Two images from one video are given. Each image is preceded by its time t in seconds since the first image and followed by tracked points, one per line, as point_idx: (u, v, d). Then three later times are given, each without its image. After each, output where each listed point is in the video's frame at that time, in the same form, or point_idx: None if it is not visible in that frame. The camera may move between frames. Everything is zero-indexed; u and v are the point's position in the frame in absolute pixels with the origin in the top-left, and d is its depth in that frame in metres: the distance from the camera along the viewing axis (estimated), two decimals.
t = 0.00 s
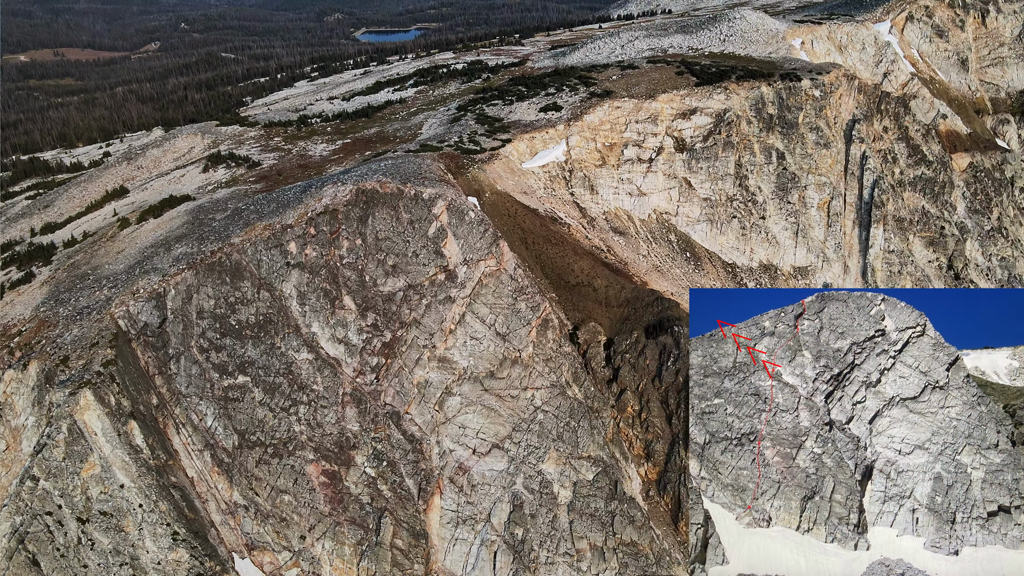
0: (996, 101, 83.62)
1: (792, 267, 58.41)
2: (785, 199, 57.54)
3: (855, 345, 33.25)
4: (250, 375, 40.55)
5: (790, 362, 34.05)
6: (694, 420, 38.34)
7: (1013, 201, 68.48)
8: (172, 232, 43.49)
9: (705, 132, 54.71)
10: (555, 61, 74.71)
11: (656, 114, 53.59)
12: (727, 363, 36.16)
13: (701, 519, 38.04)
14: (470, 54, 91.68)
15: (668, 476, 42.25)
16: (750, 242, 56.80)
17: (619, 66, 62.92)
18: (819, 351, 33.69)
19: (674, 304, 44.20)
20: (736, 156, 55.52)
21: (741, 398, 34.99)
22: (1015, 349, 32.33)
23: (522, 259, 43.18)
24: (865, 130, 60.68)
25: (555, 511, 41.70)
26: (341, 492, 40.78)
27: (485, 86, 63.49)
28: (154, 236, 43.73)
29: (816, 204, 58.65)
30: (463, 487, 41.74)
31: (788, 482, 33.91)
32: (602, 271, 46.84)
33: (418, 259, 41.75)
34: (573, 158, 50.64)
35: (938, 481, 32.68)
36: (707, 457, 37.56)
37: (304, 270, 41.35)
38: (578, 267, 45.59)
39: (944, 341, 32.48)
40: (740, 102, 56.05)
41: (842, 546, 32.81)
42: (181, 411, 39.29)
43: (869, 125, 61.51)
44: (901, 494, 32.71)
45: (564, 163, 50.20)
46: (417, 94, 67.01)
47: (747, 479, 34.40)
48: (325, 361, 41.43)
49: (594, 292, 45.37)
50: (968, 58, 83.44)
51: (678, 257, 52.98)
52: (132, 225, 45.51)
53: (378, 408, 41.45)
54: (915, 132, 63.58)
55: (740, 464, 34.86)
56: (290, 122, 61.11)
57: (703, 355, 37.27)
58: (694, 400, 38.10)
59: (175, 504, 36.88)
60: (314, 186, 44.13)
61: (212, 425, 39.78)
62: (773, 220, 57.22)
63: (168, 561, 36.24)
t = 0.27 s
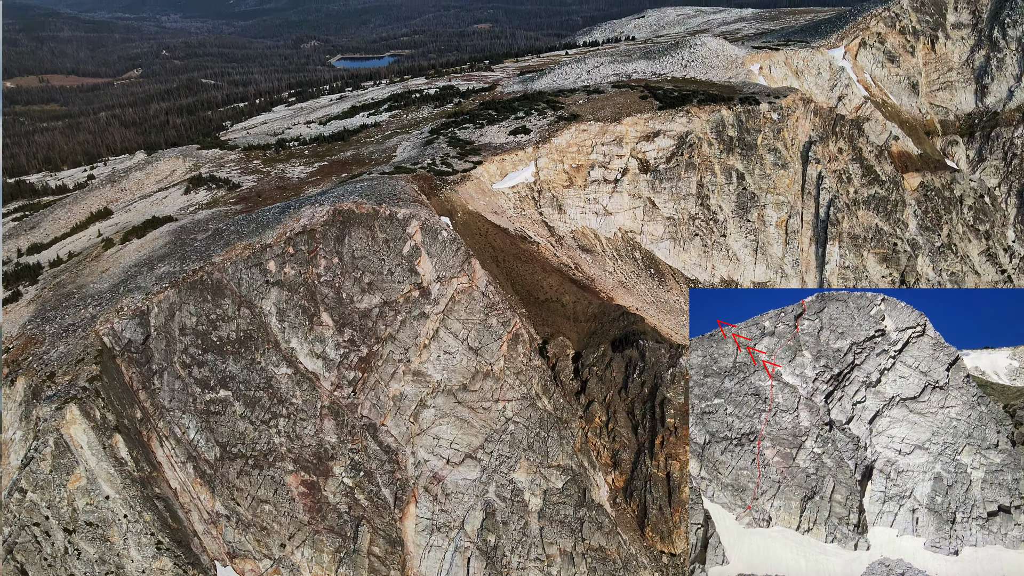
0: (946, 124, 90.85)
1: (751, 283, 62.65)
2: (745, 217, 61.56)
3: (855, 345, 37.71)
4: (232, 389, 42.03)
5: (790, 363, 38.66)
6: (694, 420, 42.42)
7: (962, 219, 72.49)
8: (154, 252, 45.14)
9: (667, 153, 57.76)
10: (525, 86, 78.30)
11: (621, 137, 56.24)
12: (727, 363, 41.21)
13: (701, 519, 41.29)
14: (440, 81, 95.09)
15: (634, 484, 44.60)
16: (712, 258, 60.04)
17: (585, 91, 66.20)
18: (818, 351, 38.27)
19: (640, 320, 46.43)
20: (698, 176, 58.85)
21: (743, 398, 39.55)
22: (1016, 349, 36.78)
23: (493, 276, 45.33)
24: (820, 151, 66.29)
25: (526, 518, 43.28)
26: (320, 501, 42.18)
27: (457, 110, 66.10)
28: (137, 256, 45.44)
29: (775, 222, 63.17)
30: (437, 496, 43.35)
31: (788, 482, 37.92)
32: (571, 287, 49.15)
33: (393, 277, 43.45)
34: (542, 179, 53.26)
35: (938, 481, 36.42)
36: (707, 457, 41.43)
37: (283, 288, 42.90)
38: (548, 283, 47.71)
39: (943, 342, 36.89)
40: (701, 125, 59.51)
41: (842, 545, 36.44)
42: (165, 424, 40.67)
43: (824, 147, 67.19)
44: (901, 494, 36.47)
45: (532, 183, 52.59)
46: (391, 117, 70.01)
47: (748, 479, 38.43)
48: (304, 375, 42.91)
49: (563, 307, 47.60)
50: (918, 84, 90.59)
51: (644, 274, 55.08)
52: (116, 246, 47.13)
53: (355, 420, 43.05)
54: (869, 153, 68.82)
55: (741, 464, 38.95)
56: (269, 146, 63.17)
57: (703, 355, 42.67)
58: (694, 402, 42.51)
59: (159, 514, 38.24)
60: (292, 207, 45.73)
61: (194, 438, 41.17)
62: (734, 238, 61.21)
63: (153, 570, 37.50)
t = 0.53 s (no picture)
0: (901, 144, 94.42)
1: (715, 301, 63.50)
2: (708, 235, 63.56)
3: (854, 345, 34.93)
4: (209, 405, 42.24)
5: (790, 362, 35.62)
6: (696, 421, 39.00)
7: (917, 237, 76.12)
8: (132, 271, 46.13)
9: (633, 173, 59.91)
10: (494, 109, 81.35)
11: (587, 157, 58.47)
12: (727, 363, 37.09)
13: (700, 519, 38.58)
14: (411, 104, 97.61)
15: (602, 494, 45.97)
16: (675, 275, 61.09)
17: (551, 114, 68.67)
18: (818, 351, 35.38)
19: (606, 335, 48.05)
20: (662, 195, 60.57)
21: (742, 398, 36.33)
22: (1016, 349, 33.01)
23: (463, 292, 47.04)
24: (780, 171, 68.70)
25: (497, 528, 44.56)
26: (296, 513, 42.66)
27: (428, 133, 68.51)
28: (116, 276, 46.49)
29: (737, 239, 65.13)
30: (410, 507, 44.55)
31: (788, 482, 35.18)
32: (539, 303, 51.18)
33: (366, 294, 44.94)
34: (511, 200, 55.88)
35: (938, 481, 33.71)
36: (707, 457, 37.93)
37: (259, 306, 44.02)
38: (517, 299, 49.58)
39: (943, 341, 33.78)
40: (665, 145, 61.45)
41: (842, 546, 33.58)
42: (143, 439, 40.23)
43: (784, 166, 69.66)
44: (901, 494, 33.72)
45: (501, 204, 55.27)
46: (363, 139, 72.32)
47: (748, 479, 35.40)
48: (279, 391, 43.87)
49: (531, 323, 49.53)
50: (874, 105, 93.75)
51: (609, 290, 57.27)
52: (95, 265, 48.19)
53: (330, 434, 44.07)
54: (827, 172, 71.71)
55: (740, 464, 35.85)
56: (243, 167, 64.23)
57: (703, 355, 38.01)
58: (694, 401, 38.85)
59: (139, 527, 37.24)
60: (268, 226, 47.00)
61: (173, 452, 40.93)
62: (698, 255, 62.75)
63: None
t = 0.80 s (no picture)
0: (861, 163, 96.28)
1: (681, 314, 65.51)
2: (673, 251, 66.22)
3: (854, 345, 32.10)
4: (183, 422, 42.55)
5: (790, 363, 32.67)
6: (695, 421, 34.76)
7: (876, 253, 82.50)
8: (107, 290, 46.86)
9: (599, 192, 62.87)
10: (463, 129, 83.33)
11: (553, 177, 61.39)
12: (727, 362, 33.60)
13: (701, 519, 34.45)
14: (382, 124, 99.67)
15: (571, 506, 47.24)
16: (641, 291, 64.03)
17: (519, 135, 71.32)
18: (818, 351, 32.48)
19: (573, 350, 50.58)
20: (628, 214, 63.63)
21: (741, 398, 33.29)
22: (1016, 349, 29.83)
23: (434, 311, 48.80)
24: (743, 189, 73.56)
25: (468, 540, 45.60)
26: (269, 527, 43.16)
27: (398, 153, 71.22)
28: (90, 294, 47.11)
29: (701, 256, 67.92)
30: (382, 520, 45.13)
31: (787, 482, 32.30)
32: (508, 319, 53.58)
33: (338, 311, 45.67)
34: (479, 219, 58.01)
35: (937, 481, 31.01)
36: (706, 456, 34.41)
37: (232, 324, 44.37)
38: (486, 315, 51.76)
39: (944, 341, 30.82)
40: (630, 165, 64.76)
41: (843, 546, 30.81)
42: (118, 455, 40.84)
43: (746, 184, 75.13)
44: (901, 494, 31.02)
45: (471, 222, 57.48)
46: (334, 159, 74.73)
47: (747, 479, 32.40)
48: (253, 407, 44.03)
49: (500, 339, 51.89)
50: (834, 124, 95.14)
51: (577, 307, 60.12)
52: (69, 284, 48.91)
53: (303, 449, 44.32)
54: (788, 190, 78.21)
55: (740, 464, 32.83)
56: (215, 188, 66.04)
57: (703, 355, 34.11)
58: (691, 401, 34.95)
59: (114, 542, 37.97)
60: (241, 246, 47.71)
61: (147, 469, 41.44)
62: (662, 272, 65.55)
63: None
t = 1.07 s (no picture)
0: (824, 180, 98.44)
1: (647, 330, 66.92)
2: (640, 268, 67.11)
3: (854, 345, 32.53)
4: (154, 440, 41.57)
5: (790, 362, 33.43)
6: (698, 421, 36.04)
7: (839, 268, 88.03)
8: (77, 308, 46.96)
9: (566, 211, 64.31)
10: (431, 147, 84.29)
11: (523, 196, 62.57)
12: (727, 363, 34.82)
13: (700, 519, 35.45)
14: (351, 143, 100.70)
15: (540, 521, 49.96)
16: (609, 308, 65.67)
17: (487, 155, 72.98)
18: (818, 351, 33.15)
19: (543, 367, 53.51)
20: (594, 232, 64.95)
21: (741, 399, 34.35)
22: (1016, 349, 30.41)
23: (405, 328, 50.74)
24: (709, 207, 74.98)
25: (439, 555, 46.89)
26: (241, 544, 42.78)
27: (369, 172, 73.20)
28: (60, 313, 47.12)
29: (667, 273, 68.40)
30: (354, 536, 45.48)
31: (787, 482, 33.02)
32: (478, 337, 55.89)
33: (309, 330, 46.03)
34: (449, 237, 59.54)
35: (937, 481, 31.27)
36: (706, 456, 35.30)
37: (203, 341, 43.92)
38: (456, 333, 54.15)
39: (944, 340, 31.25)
40: (597, 183, 65.90)
41: (842, 545, 31.42)
42: (89, 474, 39.57)
43: (712, 202, 76.73)
44: (901, 494, 31.45)
45: (440, 241, 59.04)
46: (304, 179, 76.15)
47: (747, 479, 33.19)
48: (224, 425, 43.51)
49: (469, 356, 53.95)
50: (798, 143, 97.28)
51: (546, 324, 62.31)
52: (39, 304, 48.96)
53: (274, 466, 44.10)
54: (752, 208, 80.98)
55: (740, 464, 33.72)
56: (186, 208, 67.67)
57: (703, 355, 35.62)
58: (693, 400, 36.01)
59: (86, 561, 36.57)
60: (210, 265, 47.80)
61: (119, 487, 40.28)
62: (629, 289, 66.53)
63: None
